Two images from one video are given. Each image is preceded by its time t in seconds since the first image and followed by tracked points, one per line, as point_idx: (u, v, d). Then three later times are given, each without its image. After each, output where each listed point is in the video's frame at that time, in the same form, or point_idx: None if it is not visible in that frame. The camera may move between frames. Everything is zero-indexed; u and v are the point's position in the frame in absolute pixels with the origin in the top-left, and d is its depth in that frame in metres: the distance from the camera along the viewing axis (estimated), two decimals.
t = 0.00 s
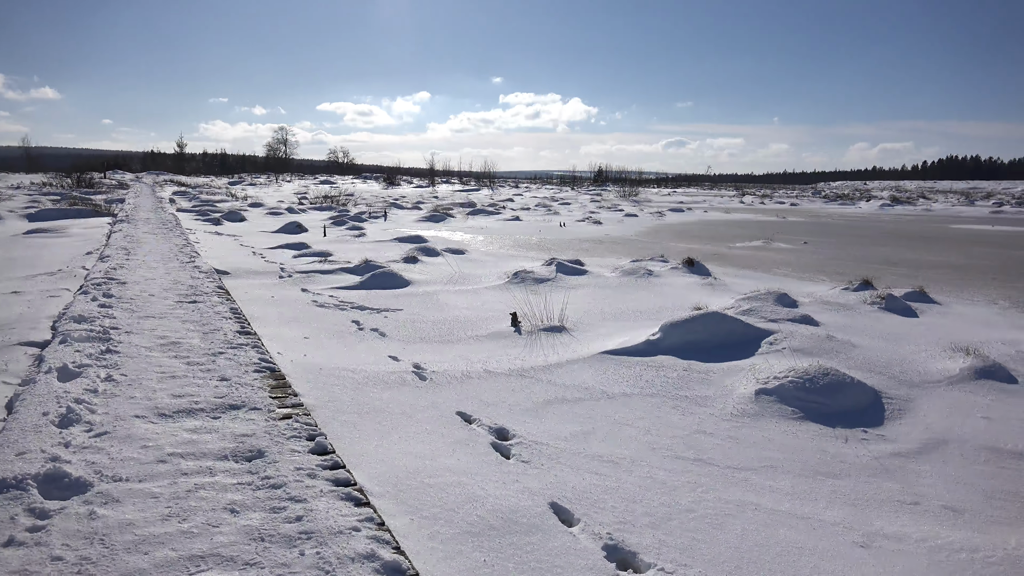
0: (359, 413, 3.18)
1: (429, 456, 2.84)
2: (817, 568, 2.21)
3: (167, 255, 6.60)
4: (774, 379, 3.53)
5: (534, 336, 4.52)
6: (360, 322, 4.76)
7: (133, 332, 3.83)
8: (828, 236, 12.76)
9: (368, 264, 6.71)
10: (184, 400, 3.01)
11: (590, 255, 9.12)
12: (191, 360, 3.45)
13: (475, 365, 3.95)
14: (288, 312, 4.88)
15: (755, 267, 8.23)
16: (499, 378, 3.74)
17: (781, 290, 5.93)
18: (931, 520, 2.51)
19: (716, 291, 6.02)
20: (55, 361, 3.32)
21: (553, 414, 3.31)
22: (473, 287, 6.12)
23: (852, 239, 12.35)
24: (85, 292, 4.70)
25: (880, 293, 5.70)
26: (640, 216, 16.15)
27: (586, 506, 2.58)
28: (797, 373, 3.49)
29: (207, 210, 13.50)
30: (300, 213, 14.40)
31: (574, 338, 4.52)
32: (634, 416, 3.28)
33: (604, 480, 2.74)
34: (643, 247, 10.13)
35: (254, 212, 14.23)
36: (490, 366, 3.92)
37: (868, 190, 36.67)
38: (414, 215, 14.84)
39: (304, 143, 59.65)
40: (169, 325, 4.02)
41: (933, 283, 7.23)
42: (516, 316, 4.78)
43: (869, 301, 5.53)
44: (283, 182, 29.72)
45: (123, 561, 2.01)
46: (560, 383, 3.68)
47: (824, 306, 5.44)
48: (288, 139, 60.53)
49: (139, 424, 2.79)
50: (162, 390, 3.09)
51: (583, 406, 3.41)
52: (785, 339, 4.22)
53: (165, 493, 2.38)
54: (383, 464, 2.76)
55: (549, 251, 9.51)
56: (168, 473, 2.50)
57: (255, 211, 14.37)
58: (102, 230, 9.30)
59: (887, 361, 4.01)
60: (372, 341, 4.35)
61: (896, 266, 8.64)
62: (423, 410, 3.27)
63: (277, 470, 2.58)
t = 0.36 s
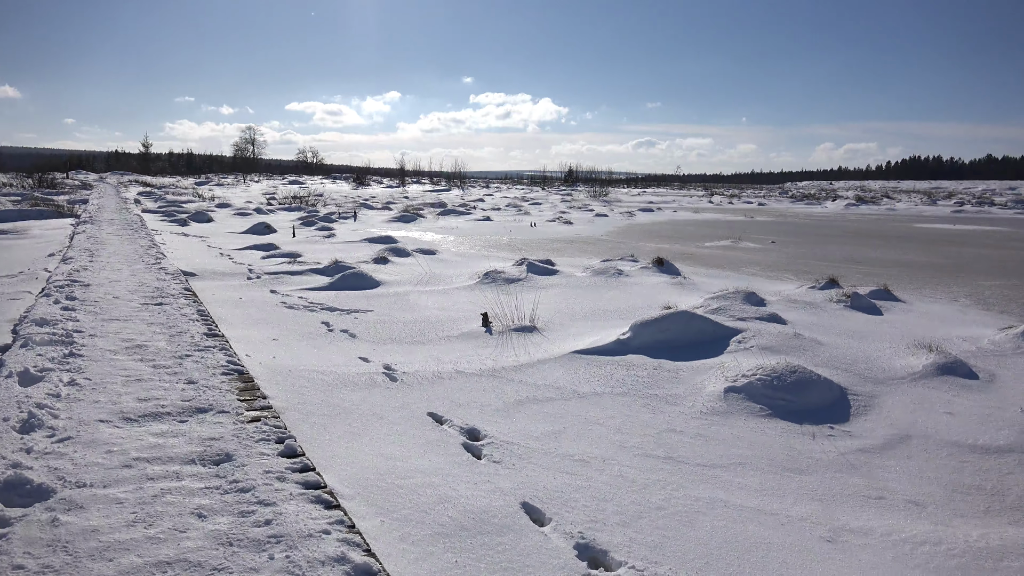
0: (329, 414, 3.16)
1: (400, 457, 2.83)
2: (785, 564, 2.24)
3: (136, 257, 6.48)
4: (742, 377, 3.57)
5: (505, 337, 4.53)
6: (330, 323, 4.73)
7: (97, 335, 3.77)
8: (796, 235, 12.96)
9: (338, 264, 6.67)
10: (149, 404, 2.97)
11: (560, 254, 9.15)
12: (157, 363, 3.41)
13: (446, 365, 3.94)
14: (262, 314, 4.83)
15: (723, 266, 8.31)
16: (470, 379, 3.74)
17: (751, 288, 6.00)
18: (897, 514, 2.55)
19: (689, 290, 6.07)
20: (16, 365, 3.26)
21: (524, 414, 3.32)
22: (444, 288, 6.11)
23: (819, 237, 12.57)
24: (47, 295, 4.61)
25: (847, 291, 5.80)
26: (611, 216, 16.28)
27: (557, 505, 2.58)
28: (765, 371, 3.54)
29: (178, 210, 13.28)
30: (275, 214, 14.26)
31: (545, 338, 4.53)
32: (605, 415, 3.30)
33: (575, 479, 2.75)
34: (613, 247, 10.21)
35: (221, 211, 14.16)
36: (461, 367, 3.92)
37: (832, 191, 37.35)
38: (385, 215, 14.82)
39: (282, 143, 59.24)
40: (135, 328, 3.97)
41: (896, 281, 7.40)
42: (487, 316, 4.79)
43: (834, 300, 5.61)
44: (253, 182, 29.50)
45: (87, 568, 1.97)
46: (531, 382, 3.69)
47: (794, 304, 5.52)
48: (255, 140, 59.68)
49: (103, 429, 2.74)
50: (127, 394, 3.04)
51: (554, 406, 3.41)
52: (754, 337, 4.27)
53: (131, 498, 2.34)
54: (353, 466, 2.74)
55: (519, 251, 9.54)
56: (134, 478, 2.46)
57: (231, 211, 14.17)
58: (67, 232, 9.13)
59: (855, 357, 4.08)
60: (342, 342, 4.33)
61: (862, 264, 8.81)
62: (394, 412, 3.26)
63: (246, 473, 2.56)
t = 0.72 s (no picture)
0: (299, 416, 3.14)
1: (371, 459, 2.82)
2: (755, 559, 2.26)
3: (104, 259, 6.35)
4: (711, 375, 3.61)
5: (476, 336, 4.53)
6: (299, 325, 4.69)
7: (60, 339, 3.70)
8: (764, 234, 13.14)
9: (307, 265, 6.63)
10: (114, 408, 2.92)
11: (530, 254, 9.19)
12: (121, 366, 3.35)
13: (416, 366, 3.93)
14: (232, 316, 4.78)
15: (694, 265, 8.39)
16: (440, 379, 3.73)
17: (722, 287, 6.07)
18: (865, 509, 2.59)
19: (663, 290, 6.11)
20: None
21: (495, 414, 3.32)
22: (414, 288, 6.10)
23: (787, 236, 12.76)
24: (5, 297, 4.51)
25: (815, 289, 5.89)
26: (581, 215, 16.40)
27: (529, 505, 2.58)
28: (734, 368, 3.57)
29: (148, 211, 13.02)
30: (247, 215, 14.12)
31: (516, 338, 4.54)
32: (576, 414, 3.32)
33: (547, 478, 2.76)
34: (582, 246, 10.28)
35: (188, 212, 13.99)
36: (431, 367, 3.91)
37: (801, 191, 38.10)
38: (355, 215, 14.76)
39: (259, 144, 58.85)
40: (99, 330, 3.90)
41: (862, 278, 7.54)
42: (458, 316, 4.78)
43: (801, 298, 5.70)
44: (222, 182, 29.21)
45: None
46: (502, 382, 3.70)
47: (765, 302, 5.59)
48: (226, 141, 58.94)
49: (66, 434, 2.69)
50: (90, 398, 2.99)
51: (525, 405, 3.42)
52: (723, 335, 4.32)
53: (95, 504, 2.29)
54: (324, 468, 2.72)
55: (490, 251, 9.57)
56: (98, 483, 2.41)
57: (199, 211, 13.99)
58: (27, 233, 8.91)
59: (825, 355, 4.14)
60: (312, 343, 4.30)
61: (830, 262, 8.96)
62: (365, 413, 3.24)
63: (214, 477, 2.53)
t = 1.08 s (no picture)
0: (268, 419, 3.11)
1: (341, 461, 2.80)
2: (725, 556, 2.28)
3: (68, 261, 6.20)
4: (681, 374, 3.64)
5: (446, 337, 4.53)
6: (267, 326, 4.65)
7: (21, 343, 3.62)
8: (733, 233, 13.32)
9: (275, 266, 6.58)
10: (78, 413, 2.87)
11: (501, 254, 9.22)
12: (84, 370, 3.29)
13: (387, 367, 3.92)
14: (201, 318, 4.71)
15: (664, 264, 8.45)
16: (411, 380, 3.72)
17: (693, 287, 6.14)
18: (833, 504, 2.63)
19: (634, 290, 6.15)
20: None
21: (466, 414, 3.32)
22: (385, 289, 6.09)
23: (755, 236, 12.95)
24: None
25: (782, 287, 5.99)
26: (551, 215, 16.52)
27: (501, 505, 2.58)
28: (702, 367, 3.62)
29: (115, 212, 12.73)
30: (215, 215, 13.97)
31: (487, 338, 4.55)
32: (547, 414, 3.33)
33: (519, 478, 2.76)
34: (552, 246, 10.34)
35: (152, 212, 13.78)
36: (402, 368, 3.90)
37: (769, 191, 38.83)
38: (324, 215, 14.70)
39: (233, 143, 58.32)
40: (62, 334, 3.82)
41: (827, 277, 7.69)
42: (429, 317, 4.78)
43: (768, 296, 5.78)
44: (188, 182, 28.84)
45: None
46: (472, 382, 3.70)
47: (735, 300, 5.66)
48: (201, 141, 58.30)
49: (27, 440, 2.63)
50: (53, 403, 2.93)
51: (496, 405, 3.43)
52: (692, 334, 4.38)
53: (58, 511, 2.24)
54: (293, 471, 2.70)
55: (460, 251, 9.59)
56: (61, 489, 2.36)
57: (166, 212, 13.79)
58: None
59: (794, 353, 4.19)
60: (281, 345, 4.27)
61: (796, 261, 9.13)
62: (335, 415, 3.23)
63: (181, 482, 2.49)
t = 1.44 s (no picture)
0: (230, 422, 3.07)
1: (305, 464, 2.78)
2: (689, 553, 2.30)
3: (22, 264, 6.03)
4: (645, 372, 3.68)
5: (412, 337, 4.53)
6: (229, 329, 4.59)
7: None
8: (700, 232, 13.48)
9: (237, 267, 6.50)
10: (31, 419, 2.80)
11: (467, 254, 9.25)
12: (38, 375, 3.21)
13: (351, 369, 3.90)
14: (163, 321, 4.63)
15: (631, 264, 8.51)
16: (377, 381, 3.71)
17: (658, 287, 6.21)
18: (794, 499, 2.67)
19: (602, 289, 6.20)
20: None
21: (431, 415, 3.32)
22: (350, 289, 6.06)
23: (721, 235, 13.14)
24: None
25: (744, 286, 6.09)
26: (517, 215, 16.63)
27: (467, 505, 2.58)
28: (667, 365, 3.66)
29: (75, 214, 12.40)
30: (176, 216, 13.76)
31: (452, 339, 4.56)
32: (513, 413, 3.34)
33: (484, 478, 2.76)
34: (517, 246, 10.40)
35: (111, 213, 13.49)
36: (367, 369, 3.88)
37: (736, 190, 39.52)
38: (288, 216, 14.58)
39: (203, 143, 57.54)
40: (15, 339, 3.72)
41: (790, 275, 7.82)
42: (394, 318, 4.78)
43: (730, 295, 5.87)
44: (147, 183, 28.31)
45: None
46: (438, 383, 3.70)
47: (701, 300, 5.72)
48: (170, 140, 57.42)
49: None
50: (5, 410, 2.85)
51: (461, 406, 3.43)
52: (657, 333, 4.43)
53: (10, 520, 2.18)
54: (256, 475, 2.67)
55: (426, 251, 9.60)
56: (14, 498, 2.30)
57: (125, 213, 13.52)
58: None
59: (759, 351, 4.26)
60: (244, 347, 4.22)
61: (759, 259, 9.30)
62: (299, 417, 3.20)
63: (140, 488, 2.45)
